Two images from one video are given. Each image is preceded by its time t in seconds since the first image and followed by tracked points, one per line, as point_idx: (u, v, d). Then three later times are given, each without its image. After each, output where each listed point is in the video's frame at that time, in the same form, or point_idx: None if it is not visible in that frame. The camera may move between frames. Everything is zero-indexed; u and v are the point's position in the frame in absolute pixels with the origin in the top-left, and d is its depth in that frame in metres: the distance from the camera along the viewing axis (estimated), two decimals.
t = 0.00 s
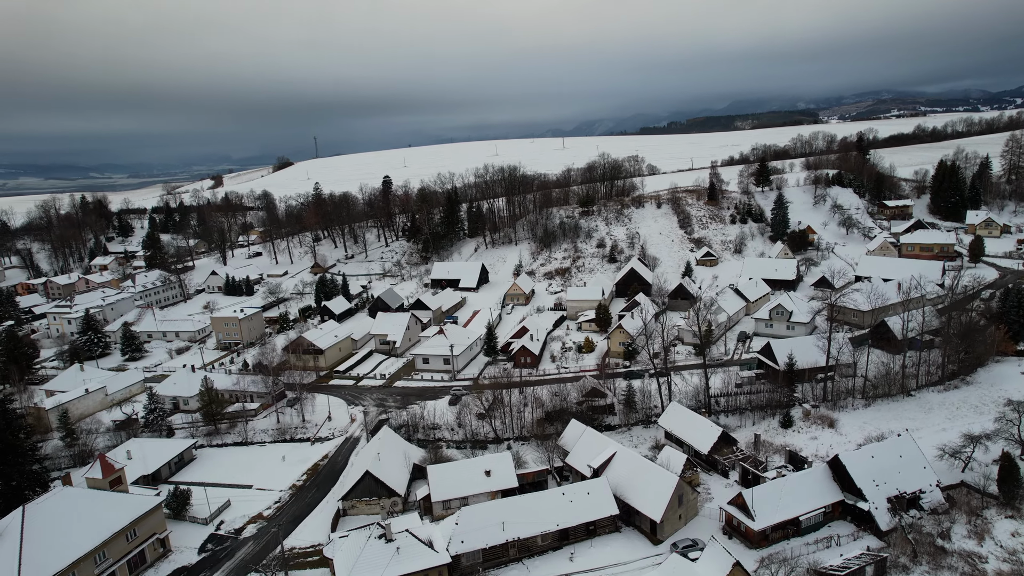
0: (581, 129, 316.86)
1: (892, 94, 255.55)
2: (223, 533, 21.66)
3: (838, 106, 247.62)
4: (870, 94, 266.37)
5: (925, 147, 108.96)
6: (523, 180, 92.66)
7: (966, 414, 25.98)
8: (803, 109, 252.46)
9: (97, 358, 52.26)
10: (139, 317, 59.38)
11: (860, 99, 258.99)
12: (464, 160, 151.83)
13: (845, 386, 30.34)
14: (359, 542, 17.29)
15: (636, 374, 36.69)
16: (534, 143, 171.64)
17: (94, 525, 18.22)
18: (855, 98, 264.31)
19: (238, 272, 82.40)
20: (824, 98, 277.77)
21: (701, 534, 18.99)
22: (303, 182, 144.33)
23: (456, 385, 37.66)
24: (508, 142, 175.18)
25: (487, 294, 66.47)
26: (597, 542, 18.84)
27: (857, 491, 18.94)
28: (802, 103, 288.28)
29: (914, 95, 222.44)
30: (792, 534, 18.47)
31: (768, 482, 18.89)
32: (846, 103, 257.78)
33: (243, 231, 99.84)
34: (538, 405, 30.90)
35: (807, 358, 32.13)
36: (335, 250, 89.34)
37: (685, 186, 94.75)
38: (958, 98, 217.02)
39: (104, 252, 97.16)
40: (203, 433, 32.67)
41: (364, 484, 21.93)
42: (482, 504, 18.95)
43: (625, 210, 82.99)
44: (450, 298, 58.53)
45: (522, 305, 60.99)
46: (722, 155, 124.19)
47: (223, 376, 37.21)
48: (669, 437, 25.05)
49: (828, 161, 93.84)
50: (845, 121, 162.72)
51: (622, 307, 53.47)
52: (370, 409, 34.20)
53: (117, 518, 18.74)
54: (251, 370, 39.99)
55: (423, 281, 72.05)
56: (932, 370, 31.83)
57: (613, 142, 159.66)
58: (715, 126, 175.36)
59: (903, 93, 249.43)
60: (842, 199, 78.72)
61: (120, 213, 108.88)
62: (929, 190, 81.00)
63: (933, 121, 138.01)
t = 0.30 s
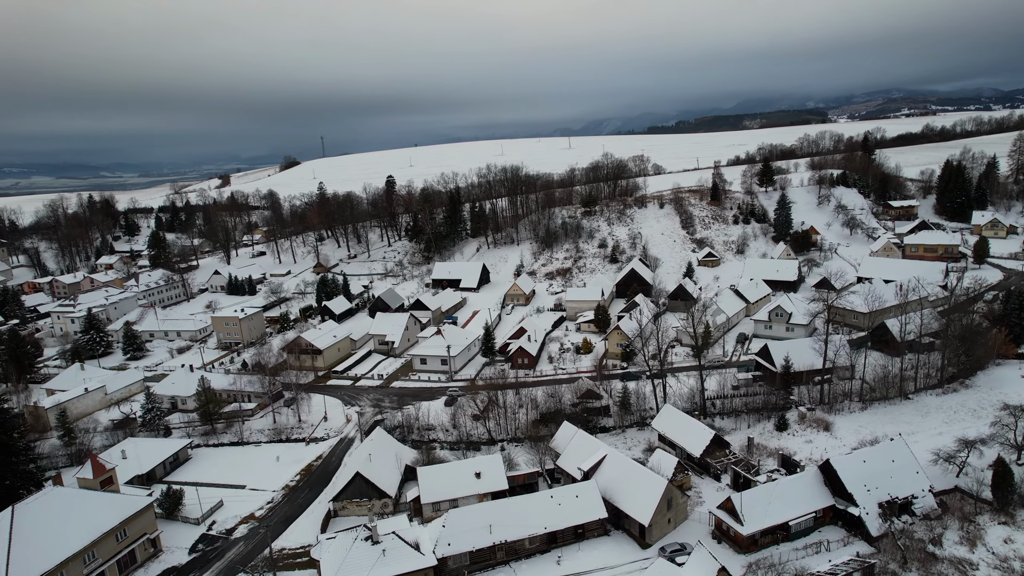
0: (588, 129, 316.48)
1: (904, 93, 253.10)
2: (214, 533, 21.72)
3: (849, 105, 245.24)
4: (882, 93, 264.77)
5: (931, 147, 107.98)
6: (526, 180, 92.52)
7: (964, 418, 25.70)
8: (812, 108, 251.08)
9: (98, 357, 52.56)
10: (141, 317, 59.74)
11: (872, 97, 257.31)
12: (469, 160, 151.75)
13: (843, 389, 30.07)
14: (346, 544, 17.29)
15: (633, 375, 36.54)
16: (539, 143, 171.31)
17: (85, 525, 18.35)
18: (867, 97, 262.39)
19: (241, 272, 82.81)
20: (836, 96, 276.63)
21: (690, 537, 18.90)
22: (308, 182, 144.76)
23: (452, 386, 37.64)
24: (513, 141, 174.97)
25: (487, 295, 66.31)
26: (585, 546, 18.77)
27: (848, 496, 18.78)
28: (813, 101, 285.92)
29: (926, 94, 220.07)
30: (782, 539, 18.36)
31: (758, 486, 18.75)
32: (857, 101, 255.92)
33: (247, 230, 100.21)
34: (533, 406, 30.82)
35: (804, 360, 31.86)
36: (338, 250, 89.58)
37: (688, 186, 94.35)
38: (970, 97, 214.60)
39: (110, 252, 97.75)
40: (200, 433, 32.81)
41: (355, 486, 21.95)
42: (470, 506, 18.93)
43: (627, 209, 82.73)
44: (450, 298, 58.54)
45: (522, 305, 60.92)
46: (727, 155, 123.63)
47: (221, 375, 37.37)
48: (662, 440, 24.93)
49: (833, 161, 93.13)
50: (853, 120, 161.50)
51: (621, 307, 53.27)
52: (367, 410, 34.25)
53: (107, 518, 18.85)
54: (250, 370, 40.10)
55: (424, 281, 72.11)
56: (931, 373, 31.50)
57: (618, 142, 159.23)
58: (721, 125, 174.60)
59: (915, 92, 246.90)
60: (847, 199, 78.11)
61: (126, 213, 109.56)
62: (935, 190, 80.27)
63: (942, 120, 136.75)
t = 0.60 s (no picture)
0: (594, 129, 315.88)
1: (914, 92, 250.51)
2: (205, 534, 21.81)
3: (859, 104, 242.74)
4: (892, 92, 262.17)
5: (939, 147, 106.89)
6: (528, 180, 92.37)
7: (961, 422, 25.42)
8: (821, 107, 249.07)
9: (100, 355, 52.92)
10: (143, 316, 60.16)
11: (882, 97, 254.86)
12: (474, 159, 151.69)
13: (840, 392, 29.84)
14: (333, 545, 17.32)
15: (630, 377, 36.41)
16: (544, 142, 171.05)
17: (75, 524, 18.50)
18: (876, 96, 260.05)
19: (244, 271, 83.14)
20: (845, 95, 274.27)
21: (679, 542, 18.80)
22: (313, 181, 145.13)
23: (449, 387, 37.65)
24: (518, 141, 174.77)
25: (488, 295, 66.27)
26: (573, 549, 18.71)
27: (839, 501, 18.64)
28: (822, 100, 283.73)
29: (938, 94, 217.29)
30: (771, 544, 18.24)
31: (748, 490, 18.64)
32: (866, 100, 253.64)
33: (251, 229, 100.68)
34: (528, 408, 30.74)
35: (800, 363, 31.61)
36: (341, 249, 89.80)
37: (691, 185, 93.94)
38: (982, 96, 211.76)
39: (115, 251, 98.46)
40: (197, 432, 33.00)
41: (345, 487, 21.97)
42: (457, 509, 18.90)
43: (629, 210, 82.49)
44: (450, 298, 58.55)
45: (522, 305, 60.87)
46: (731, 154, 123.04)
47: (219, 375, 37.55)
48: (655, 442, 24.83)
49: (838, 161, 92.42)
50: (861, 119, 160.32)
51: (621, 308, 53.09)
52: (363, 410, 34.31)
53: (97, 517, 18.98)
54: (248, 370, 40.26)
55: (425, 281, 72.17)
56: (930, 376, 31.18)
57: (623, 141, 158.77)
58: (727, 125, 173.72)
59: (926, 91, 244.14)
60: (851, 199, 77.54)
61: (132, 212, 110.33)
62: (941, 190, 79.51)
63: (951, 119, 135.34)
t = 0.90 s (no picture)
0: (600, 129, 315.16)
1: (927, 90, 247.67)
2: (196, 534, 21.91)
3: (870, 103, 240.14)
4: (903, 91, 259.66)
5: (947, 146, 105.70)
6: (531, 180, 92.19)
7: (958, 426, 25.14)
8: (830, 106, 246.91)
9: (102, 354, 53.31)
10: (146, 315, 60.57)
11: (892, 96, 252.52)
12: (480, 159, 151.56)
13: (836, 395, 29.61)
14: (319, 547, 17.37)
15: (626, 378, 36.29)
16: (550, 142, 170.70)
17: (65, 524, 18.65)
18: (886, 95, 257.67)
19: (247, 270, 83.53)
20: (855, 95, 271.87)
21: (667, 546, 18.72)
22: (319, 181, 145.44)
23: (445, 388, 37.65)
24: (524, 140, 174.46)
25: (489, 295, 66.24)
26: (561, 552, 18.66)
27: (829, 506, 18.50)
28: (832, 99, 281.22)
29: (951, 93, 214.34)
30: (760, 549, 18.12)
31: (737, 495, 18.54)
32: (877, 100, 251.32)
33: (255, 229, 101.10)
34: (522, 409, 30.66)
35: (796, 365, 31.38)
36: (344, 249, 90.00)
37: (695, 185, 93.47)
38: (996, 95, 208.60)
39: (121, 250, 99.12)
40: (194, 432, 33.16)
41: (336, 488, 22.00)
42: (445, 511, 18.89)
43: (632, 210, 82.22)
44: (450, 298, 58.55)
45: (523, 306, 60.80)
46: (736, 154, 122.37)
47: (216, 375, 37.70)
48: (648, 445, 24.72)
49: (844, 160, 91.64)
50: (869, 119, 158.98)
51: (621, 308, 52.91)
52: (359, 410, 34.37)
53: (88, 517, 19.13)
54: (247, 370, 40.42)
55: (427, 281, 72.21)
56: (929, 379, 30.84)
57: (628, 141, 158.27)
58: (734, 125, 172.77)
59: (938, 90, 241.41)
60: (855, 200, 76.95)
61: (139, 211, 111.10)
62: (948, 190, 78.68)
63: (960, 118, 133.79)
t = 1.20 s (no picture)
0: (607, 128, 314.39)
1: (938, 89, 244.92)
2: (188, 533, 22.05)
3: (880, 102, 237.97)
4: (913, 90, 257.04)
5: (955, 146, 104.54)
6: (535, 179, 91.99)
7: (955, 430, 24.90)
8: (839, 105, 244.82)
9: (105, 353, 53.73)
10: (149, 314, 60.98)
11: (902, 95, 250.15)
12: (485, 159, 151.59)
13: (833, 397, 29.38)
14: (306, 548, 17.40)
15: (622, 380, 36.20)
16: (555, 141, 170.39)
17: (56, 523, 18.80)
18: (896, 94, 255.24)
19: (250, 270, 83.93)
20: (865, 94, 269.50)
21: (656, 550, 18.64)
22: (324, 181, 145.79)
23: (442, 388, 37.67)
24: (529, 139, 174.12)
25: (489, 296, 66.20)
26: (548, 555, 18.63)
27: (818, 511, 18.36)
28: (841, 98, 278.91)
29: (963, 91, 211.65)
30: (748, 554, 18.02)
31: (725, 499, 18.42)
32: (886, 99, 248.95)
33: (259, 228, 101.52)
34: (517, 411, 30.61)
35: (792, 367, 31.19)
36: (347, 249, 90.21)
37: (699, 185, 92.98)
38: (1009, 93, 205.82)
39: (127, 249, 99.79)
40: (191, 432, 33.37)
41: (327, 488, 22.05)
42: (433, 513, 18.89)
43: (635, 210, 81.94)
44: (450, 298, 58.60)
45: (523, 306, 60.75)
46: (741, 153, 121.70)
47: (214, 374, 37.86)
48: (641, 447, 24.64)
49: (849, 160, 90.87)
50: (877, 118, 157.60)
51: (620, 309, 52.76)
52: (355, 411, 34.46)
53: (78, 517, 19.28)
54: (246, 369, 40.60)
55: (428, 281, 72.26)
56: (927, 382, 30.56)
57: (633, 140, 157.75)
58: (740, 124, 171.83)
59: (949, 89, 238.68)
60: (860, 200, 76.33)
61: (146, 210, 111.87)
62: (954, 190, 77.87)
63: (970, 117, 132.34)
